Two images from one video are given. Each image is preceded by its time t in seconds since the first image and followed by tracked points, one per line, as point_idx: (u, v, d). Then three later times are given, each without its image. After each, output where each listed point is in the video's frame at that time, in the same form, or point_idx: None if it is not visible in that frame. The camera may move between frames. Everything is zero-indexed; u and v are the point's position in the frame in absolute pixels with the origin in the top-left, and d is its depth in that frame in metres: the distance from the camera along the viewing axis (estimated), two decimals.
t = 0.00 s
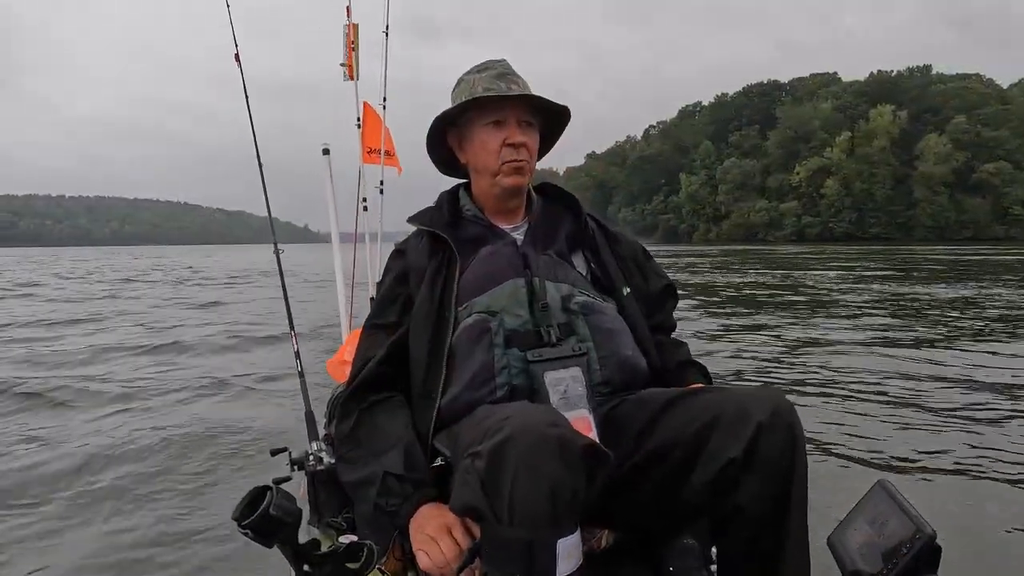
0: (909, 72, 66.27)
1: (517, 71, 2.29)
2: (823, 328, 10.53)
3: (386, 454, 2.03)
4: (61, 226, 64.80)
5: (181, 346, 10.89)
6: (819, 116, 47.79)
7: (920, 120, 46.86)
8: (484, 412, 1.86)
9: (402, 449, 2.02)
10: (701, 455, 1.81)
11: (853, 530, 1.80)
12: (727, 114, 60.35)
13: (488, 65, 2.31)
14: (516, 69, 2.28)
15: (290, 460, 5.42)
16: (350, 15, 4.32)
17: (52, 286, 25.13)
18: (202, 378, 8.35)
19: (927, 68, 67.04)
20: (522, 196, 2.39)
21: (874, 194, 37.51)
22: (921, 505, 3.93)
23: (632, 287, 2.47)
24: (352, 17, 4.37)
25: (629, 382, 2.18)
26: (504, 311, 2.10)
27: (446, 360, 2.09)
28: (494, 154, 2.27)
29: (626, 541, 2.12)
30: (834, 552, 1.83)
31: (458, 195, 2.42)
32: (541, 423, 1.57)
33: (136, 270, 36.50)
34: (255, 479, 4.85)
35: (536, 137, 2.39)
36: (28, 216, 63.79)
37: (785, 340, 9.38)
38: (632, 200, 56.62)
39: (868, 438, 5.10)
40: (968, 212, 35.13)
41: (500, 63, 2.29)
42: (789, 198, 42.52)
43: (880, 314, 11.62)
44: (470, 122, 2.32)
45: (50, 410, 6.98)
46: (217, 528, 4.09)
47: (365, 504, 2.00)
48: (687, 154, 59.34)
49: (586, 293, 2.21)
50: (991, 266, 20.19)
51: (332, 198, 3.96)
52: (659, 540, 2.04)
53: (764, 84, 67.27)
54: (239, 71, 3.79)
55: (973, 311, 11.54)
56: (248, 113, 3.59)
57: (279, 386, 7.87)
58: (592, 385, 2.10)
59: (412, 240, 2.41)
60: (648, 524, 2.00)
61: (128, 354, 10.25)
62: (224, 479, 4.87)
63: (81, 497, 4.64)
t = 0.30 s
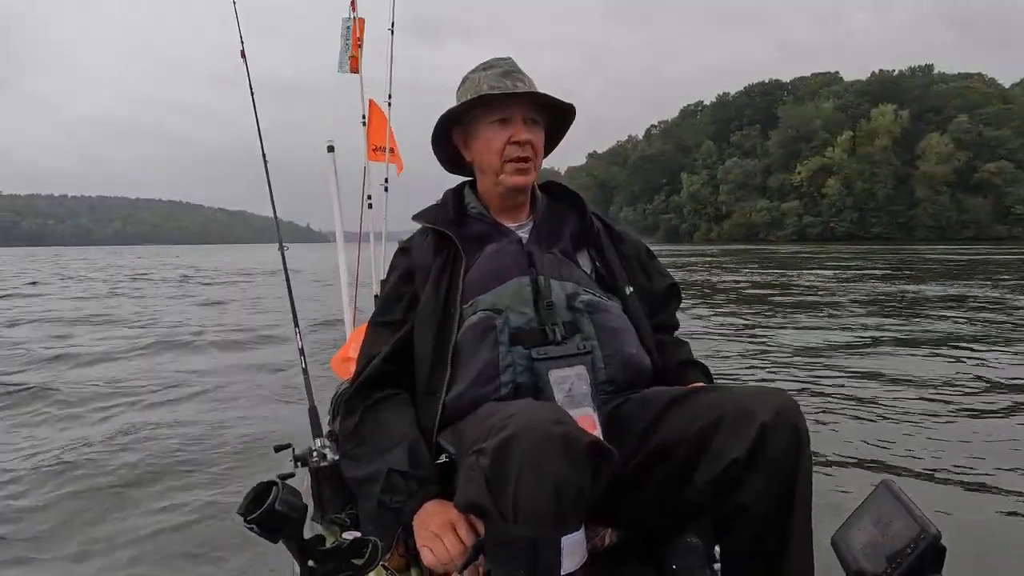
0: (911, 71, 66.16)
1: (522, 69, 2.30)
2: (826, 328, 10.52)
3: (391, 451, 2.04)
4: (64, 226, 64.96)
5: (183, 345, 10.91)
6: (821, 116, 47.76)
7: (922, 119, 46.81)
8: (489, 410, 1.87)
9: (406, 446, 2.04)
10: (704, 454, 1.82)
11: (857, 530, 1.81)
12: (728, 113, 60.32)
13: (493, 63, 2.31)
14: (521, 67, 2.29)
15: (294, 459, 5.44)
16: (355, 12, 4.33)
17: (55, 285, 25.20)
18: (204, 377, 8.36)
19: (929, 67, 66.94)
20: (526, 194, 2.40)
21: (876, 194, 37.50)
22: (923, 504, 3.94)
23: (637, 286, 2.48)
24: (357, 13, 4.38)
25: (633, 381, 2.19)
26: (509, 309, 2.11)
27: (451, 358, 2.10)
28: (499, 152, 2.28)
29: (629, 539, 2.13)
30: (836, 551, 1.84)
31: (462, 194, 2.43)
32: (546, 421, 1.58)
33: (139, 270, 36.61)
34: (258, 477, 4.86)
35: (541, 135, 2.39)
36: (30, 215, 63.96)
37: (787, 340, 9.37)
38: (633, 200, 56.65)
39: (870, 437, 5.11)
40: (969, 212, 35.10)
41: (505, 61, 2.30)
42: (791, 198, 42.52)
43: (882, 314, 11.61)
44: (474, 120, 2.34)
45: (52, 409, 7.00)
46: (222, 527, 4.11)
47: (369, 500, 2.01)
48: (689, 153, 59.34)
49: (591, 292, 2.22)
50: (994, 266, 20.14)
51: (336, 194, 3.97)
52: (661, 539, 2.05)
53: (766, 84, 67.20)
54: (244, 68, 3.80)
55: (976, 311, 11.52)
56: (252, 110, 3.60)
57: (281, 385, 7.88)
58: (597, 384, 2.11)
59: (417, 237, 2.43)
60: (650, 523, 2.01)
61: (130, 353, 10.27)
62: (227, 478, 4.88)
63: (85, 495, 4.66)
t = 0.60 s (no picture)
0: (914, 71, 66.09)
1: (523, 72, 2.29)
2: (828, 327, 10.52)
3: (391, 454, 2.04)
4: (66, 224, 65.05)
5: (185, 344, 10.92)
6: (823, 115, 47.71)
7: (925, 119, 46.73)
8: (488, 414, 1.87)
9: (407, 449, 2.04)
10: (705, 459, 1.81)
11: (858, 535, 1.81)
12: (730, 113, 60.26)
13: (495, 65, 2.31)
14: (522, 70, 2.29)
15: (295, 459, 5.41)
16: (356, 13, 4.33)
17: (58, 285, 25.23)
18: (206, 376, 8.37)
19: (931, 67, 66.90)
20: (528, 197, 2.39)
21: (877, 194, 37.48)
22: (924, 505, 3.93)
23: (638, 288, 2.48)
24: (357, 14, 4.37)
25: (635, 384, 2.18)
26: (509, 312, 2.11)
27: (452, 362, 2.10)
28: (500, 154, 2.27)
29: (629, 543, 2.13)
30: (838, 557, 1.83)
31: (464, 197, 2.43)
32: (547, 424, 1.59)
33: (141, 269, 36.64)
34: (259, 477, 4.84)
35: (543, 137, 2.39)
36: (32, 214, 64.01)
37: (789, 340, 9.37)
38: (635, 200, 56.59)
39: (872, 438, 5.10)
40: (971, 212, 35.08)
41: (506, 64, 2.30)
42: (793, 198, 42.47)
43: (885, 314, 11.59)
44: (475, 124, 2.34)
45: (54, 408, 7.02)
46: (222, 527, 4.08)
47: (368, 503, 2.00)
48: (690, 153, 59.29)
49: (592, 295, 2.21)
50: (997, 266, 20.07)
51: (337, 195, 3.96)
52: (661, 542, 2.05)
53: (768, 84, 67.09)
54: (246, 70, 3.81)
55: (978, 311, 11.50)
56: (252, 114, 3.62)
57: (283, 384, 7.90)
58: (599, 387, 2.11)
59: (420, 239, 2.43)
60: (650, 527, 2.01)
61: (132, 352, 10.29)
62: (228, 477, 4.86)
63: (85, 494, 4.64)
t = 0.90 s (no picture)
0: (915, 71, 66.05)
1: (523, 73, 2.28)
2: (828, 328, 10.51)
3: (390, 456, 2.02)
4: (67, 224, 65.10)
5: (185, 344, 10.92)
6: (824, 115, 47.66)
7: (926, 119, 46.69)
8: (487, 416, 1.86)
9: (406, 451, 2.03)
10: (705, 459, 1.80)
11: (857, 537, 1.79)
12: (731, 113, 60.21)
13: (494, 68, 2.30)
14: (522, 71, 2.27)
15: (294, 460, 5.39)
16: (356, 15, 4.32)
17: (59, 284, 25.23)
18: (205, 376, 8.37)
19: (932, 66, 66.85)
20: (528, 199, 2.38)
21: (878, 194, 37.45)
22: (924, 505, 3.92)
23: (636, 290, 2.48)
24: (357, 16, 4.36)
25: (634, 385, 2.17)
26: (508, 314, 2.10)
27: (451, 365, 2.09)
28: (501, 156, 2.26)
29: (630, 545, 2.12)
30: (838, 559, 1.81)
31: (464, 200, 2.42)
32: (546, 427, 1.58)
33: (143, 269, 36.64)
34: (258, 479, 4.82)
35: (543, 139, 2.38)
36: (33, 214, 64.02)
37: (789, 340, 9.37)
38: (636, 199, 56.54)
39: (872, 438, 5.08)
40: (972, 212, 35.07)
41: (506, 65, 2.29)
42: (793, 198, 42.42)
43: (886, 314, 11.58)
44: (475, 126, 2.32)
45: (54, 408, 7.02)
46: (220, 529, 4.06)
47: (367, 506, 1.99)
48: (691, 153, 59.25)
49: (590, 297, 2.20)
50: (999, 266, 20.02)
51: (336, 197, 3.95)
52: (663, 544, 2.04)
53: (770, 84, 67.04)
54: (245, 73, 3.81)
55: (979, 311, 11.47)
56: (251, 115, 3.62)
57: (282, 384, 7.90)
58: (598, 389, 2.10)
59: (418, 242, 2.42)
60: (650, 530, 2.00)
61: (132, 352, 10.29)
62: (227, 479, 4.83)
63: (84, 496, 4.62)
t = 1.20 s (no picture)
0: (915, 71, 66.06)
1: (521, 73, 2.28)
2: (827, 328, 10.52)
3: (391, 456, 2.02)
4: (67, 225, 65.07)
5: (185, 345, 10.91)
6: (824, 116, 47.66)
7: (926, 119, 46.70)
8: (488, 416, 1.86)
9: (406, 451, 2.02)
10: (704, 457, 1.80)
11: (855, 532, 1.79)
12: (731, 114, 60.20)
13: (492, 67, 2.30)
14: (520, 71, 2.27)
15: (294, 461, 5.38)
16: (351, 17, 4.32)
17: (58, 285, 25.19)
18: (204, 376, 8.37)
19: (933, 67, 66.84)
20: (527, 198, 2.38)
21: (878, 195, 37.46)
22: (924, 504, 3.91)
23: (634, 288, 2.47)
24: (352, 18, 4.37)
25: (634, 384, 2.17)
26: (508, 313, 2.10)
27: (451, 364, 2.09)
28: (499, 156, 2.25)
29: (630, 544, 2.12)
30: (837, 555, 1.81)
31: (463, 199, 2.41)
32: (548, 426, 1.58)
33: (143, 270, 36.60)
34: (258, 480, 4.81)
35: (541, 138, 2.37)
36: (33, 214, 63.97)
37: (788, 340, 9.37)
38: (637, 200, 56.52)
39: (872, 439, 5.05)
40: (973, 213, 35.08)
41: (504, 65, 2.29)
42: (794, 199, 42.42)
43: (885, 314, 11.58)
44: (473, 126, 2.32)
45: (53, 409, 7.01)
46: (221, 531, 4.05)
47: (367, 506, 1.99)
48: (692, 153, 59.24)
49: (590, 296, 2.20)
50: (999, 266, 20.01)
51: (332, 198, 3.95)
52: (662, 543, 2.04)
53: (770, 84, 67.05)
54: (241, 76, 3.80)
55: (980, 312, 11.46)
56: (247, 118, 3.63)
57: (282, 384, 7.90)
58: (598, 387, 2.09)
59: (417, 243, 2.41)
60: (650, 528, 2.00)
61: (132, 353, 10.28)
62: (227, 480, 4.81)
63: (84, 499, 4.61)
